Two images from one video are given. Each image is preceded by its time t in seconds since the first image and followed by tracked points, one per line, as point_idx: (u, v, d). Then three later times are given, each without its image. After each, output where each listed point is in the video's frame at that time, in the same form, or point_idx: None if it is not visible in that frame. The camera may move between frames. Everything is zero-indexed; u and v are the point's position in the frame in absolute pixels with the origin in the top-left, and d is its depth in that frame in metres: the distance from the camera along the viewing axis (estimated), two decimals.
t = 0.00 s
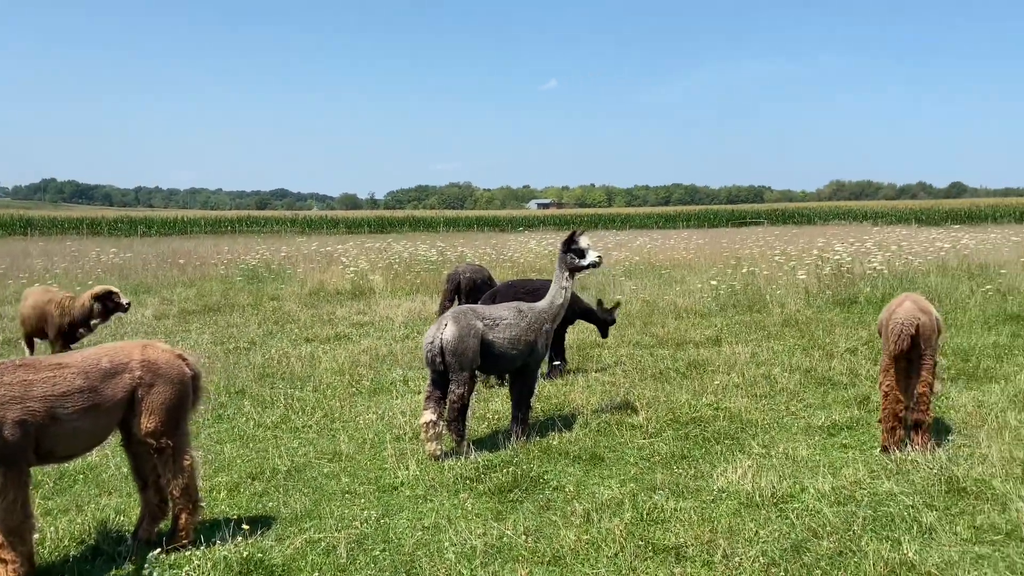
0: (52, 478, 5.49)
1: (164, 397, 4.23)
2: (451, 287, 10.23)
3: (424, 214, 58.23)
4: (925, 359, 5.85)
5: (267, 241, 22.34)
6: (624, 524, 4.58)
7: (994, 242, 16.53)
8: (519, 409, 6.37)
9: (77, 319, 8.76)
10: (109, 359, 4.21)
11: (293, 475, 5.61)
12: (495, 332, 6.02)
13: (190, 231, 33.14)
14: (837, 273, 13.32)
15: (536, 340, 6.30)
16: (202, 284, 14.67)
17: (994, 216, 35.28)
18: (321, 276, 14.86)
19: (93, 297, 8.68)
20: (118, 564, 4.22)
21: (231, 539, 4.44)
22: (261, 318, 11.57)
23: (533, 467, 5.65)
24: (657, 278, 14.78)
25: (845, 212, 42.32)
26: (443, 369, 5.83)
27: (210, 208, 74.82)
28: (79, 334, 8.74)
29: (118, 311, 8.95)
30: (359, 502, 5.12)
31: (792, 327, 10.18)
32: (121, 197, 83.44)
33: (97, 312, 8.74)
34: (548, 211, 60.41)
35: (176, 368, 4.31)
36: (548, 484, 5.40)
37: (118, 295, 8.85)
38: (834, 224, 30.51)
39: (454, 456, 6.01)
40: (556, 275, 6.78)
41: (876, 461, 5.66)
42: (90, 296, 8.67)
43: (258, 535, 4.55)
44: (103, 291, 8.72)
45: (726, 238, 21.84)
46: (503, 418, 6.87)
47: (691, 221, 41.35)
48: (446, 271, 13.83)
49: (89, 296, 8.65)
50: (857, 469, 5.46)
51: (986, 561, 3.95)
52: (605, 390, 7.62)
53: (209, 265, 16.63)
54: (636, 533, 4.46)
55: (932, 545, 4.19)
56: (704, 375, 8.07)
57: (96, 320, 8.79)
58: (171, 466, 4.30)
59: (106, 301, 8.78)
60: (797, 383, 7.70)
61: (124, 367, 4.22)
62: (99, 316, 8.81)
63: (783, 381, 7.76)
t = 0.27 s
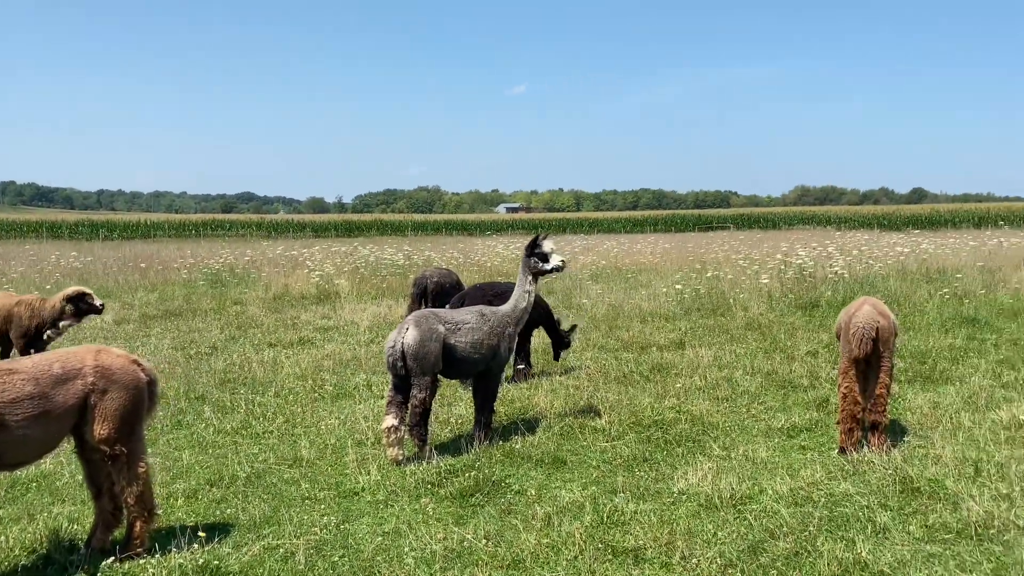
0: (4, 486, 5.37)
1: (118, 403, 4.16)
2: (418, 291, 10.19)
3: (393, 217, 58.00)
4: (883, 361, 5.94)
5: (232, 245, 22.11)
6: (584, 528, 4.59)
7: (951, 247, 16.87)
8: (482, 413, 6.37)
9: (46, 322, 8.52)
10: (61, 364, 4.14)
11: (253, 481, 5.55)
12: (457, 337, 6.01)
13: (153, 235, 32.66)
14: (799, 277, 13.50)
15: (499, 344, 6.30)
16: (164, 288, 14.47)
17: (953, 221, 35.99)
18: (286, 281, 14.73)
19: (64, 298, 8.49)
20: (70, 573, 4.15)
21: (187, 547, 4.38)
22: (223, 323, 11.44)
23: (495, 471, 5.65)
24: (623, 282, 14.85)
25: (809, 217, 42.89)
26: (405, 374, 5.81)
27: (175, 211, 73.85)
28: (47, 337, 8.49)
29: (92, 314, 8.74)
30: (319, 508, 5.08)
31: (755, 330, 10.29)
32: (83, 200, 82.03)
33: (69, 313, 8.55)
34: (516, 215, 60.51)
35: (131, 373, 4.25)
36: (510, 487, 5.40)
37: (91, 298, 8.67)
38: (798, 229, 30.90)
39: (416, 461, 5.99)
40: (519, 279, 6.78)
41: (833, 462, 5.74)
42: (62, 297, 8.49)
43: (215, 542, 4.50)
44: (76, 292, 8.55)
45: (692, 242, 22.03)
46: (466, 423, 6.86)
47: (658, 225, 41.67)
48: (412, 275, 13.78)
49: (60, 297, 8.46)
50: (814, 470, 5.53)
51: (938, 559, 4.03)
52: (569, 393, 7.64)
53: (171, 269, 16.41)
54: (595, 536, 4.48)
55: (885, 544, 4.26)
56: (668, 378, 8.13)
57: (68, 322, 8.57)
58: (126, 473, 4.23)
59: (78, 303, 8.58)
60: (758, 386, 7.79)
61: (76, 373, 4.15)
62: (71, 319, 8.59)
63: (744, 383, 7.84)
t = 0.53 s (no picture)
0: None
1: (68, 413, 4.09)
2: (381, 297, 10.12)
3: (357, 223, 57.73)
4: (839, 366, 6.05)
5: (192, 251, 21.80)
6: (543, 533, 4.61)
7: (906, 253, 17.22)
8: (444, 420, 6.36)
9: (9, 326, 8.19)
10: (8, 374, 4.05)
11: (210, 490, 5.48)
12: (418, 343, 6.00)
13: (110, 241, 32.11)
14: (758, 283, 13.69)
15: (460, 351, 6.30)
16: (122, 295, 14.22)
17: (909, 227, 36.76)
18: (246, 287, 14.57)
19: (30, 300, 8.23)
20: None
21: (140, 558, 4.31)
22: (182, 330, 11.28)
23: (455, 477, 5.64)
24: (586, 287, 14.93)
25: (769, 224, 43.48)
26: (364, 381, 5.78)
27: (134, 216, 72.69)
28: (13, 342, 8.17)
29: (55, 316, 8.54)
30: (277, 517, 5.03)
31: (715, 335, 10.41)
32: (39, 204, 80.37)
33: (34, 316, 8.29)
34: (481, 221, 60.56)
35: (82, 383, 4.19)
36: (470, 494, 5.40)
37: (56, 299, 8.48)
38: (759, 236, 31.31)
39: (376, 469, 5.96)
40: (481, 285, 6.79)
41: (789, 466, 5.83)
42: (28, 300, 8.23)
43: (169, 554, 4.43)
44: (43, 294, 8.32)
45: (655, 248, 22.23)
46: (427, 430, 6.84)
47: (622, 231, 42.01)
48: (375, 282, 13.72)
49: (26, 300, 8.19)
50: (770, 473, 5.61)
51: (888, 560, 4.11)
52: (530, 399, 7.66)
53: (129, 275, 16.14)
54: (554, 541, 4.49)
55: (838, 546, 4.33)
56: (628, 383, 8.19)
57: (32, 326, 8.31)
58: (77, 484, 4.15)
59: (44, 304, 8.35)
60: (717, 390, 7.88)
61: (25, 383, 4.06)
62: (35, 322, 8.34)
63: (703, 388, 7.92)
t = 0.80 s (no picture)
0: None
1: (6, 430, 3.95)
2: (337, 306, 10.00)
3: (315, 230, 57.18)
4: (792, 374, 6.12)
5: (144, 259, 21.37)
6: (498, 546, 4.57)
7: (857, 261, 17.55)
8: (399, 431, 6.30)
9: None
10: None
11: (157, 506, 5.35)
12: (373, 354, 5.93)
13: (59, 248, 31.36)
14: (714, 290, 13.83)
15: (416, 361, 6.25)
16: (70, 304, 13.87)
17: (861, 236, 37.52)
18: (200, 296, 14.31)
19: None
20: None
21: None
22: (132, 341, 11.03)
23: (410, 490, 5.58)
24: (545, 295, 14.95)
25: (726, 232, 44.04)
26: (317, 393, 5.70)
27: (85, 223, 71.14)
28: None
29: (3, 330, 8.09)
30: (226, 533, 4.93)
31: (671, 343, 10.47)
32: None
33: None
34: (441, 228, 60.40)
35: (21, 398, 4.05)
36: (424, 506, 5.34)
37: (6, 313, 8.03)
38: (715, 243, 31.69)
39: (329, 482, 5.88)
40: (438, 294, 6.74)
41: (743, 473, 5.87)
42: None
43: (112, 573, 4.30)
44: None
45: (613, 256, 22.37)
46: (383, 441, 6.76)
47: (582, 239, 42.20)
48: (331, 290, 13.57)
49: None
50: (724, 481, 5.64)
51: (839, 567, 4.15)
52: (487, 408, 7.62)
53: (78, 284, 15.76)
54: (509, 554, 4.45)
55: (790, 554, 4.36)
56: (586, 392, 8.20)
57: None
58: (15, 503, 4.01)
59: None
60: (673, 398, 7.92)
61: None
62: None
63: (659, 396, 7.96)
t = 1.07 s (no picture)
0: None
1: None
2: (289, 317, 9.83)
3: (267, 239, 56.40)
4: (743, 382, 6.17)
5: (89, 269, 20.83)
6: (451, 561, 4.51)
7: (806, 269, 17.86)
8: (351, 445, 6.20)
9: None
10: None
11: (99, 526, 5.17)
12: (324, 367, 5.83)
13: None
14: (667, 299, 13.95)
15: (368, 374, 6.16)
16: (9, 316, 13.43)
17: (809, 245, 38.26)
18: (147, 307, 13.98)
19: None
20: None
21: None
22: (75, 354, 10.71)
23: (362, 505, 5.50)
24: (500, 305, 14.92)
25: (679, 241, 44.54)
26: (266, 407, 5.58)
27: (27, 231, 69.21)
28: None
29: None
30: (171, 552, 4.78)
31: (625, 352, 10.52)
32: None
33: None
34: (396, 237, 60.05)
35: None
36: (377, 522, 5.26)
37: None
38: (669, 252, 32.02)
39: (279, 498, 5.76)
40: (391, 306, 6.67)
41: (696, 483, 5.90)
42: None
43: None
44: None
45: (568, 265, 22.45)
46: (335, 456, 6.66)
47: (537, 248, 42.34)
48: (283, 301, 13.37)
49: None
50: (678, 491, 5.66)
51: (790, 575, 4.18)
52: (441, 420, 7.55)
53: (18, 295, 15.28)
54: (463, 569, 4.40)
55: (743, 563, 4.38)
56: (540, 402, 8.18)
57: None
58: None
59: None
60: (627, 407, 7.94)
61: None
62: None
63: (614, 405, 7.98)
